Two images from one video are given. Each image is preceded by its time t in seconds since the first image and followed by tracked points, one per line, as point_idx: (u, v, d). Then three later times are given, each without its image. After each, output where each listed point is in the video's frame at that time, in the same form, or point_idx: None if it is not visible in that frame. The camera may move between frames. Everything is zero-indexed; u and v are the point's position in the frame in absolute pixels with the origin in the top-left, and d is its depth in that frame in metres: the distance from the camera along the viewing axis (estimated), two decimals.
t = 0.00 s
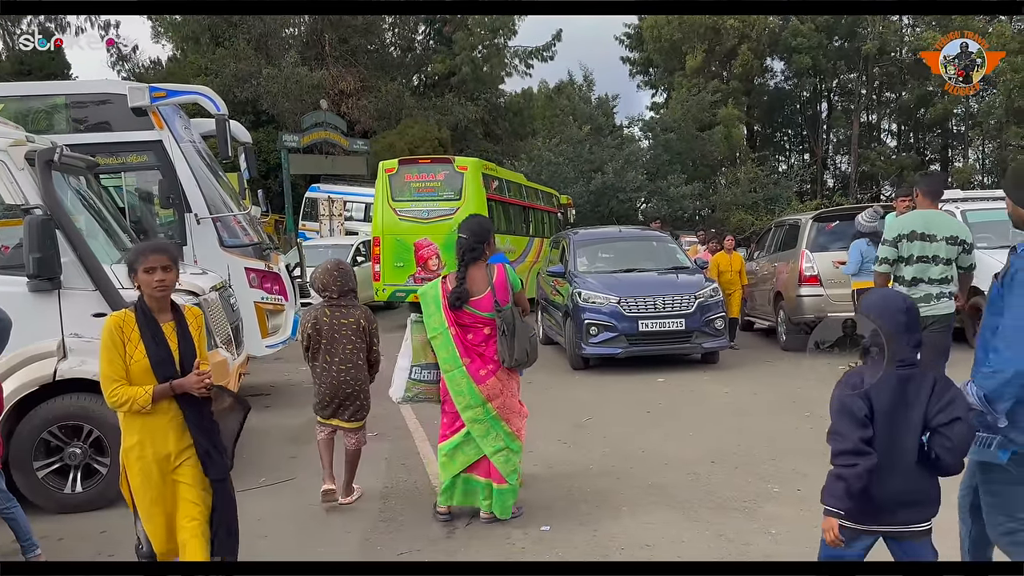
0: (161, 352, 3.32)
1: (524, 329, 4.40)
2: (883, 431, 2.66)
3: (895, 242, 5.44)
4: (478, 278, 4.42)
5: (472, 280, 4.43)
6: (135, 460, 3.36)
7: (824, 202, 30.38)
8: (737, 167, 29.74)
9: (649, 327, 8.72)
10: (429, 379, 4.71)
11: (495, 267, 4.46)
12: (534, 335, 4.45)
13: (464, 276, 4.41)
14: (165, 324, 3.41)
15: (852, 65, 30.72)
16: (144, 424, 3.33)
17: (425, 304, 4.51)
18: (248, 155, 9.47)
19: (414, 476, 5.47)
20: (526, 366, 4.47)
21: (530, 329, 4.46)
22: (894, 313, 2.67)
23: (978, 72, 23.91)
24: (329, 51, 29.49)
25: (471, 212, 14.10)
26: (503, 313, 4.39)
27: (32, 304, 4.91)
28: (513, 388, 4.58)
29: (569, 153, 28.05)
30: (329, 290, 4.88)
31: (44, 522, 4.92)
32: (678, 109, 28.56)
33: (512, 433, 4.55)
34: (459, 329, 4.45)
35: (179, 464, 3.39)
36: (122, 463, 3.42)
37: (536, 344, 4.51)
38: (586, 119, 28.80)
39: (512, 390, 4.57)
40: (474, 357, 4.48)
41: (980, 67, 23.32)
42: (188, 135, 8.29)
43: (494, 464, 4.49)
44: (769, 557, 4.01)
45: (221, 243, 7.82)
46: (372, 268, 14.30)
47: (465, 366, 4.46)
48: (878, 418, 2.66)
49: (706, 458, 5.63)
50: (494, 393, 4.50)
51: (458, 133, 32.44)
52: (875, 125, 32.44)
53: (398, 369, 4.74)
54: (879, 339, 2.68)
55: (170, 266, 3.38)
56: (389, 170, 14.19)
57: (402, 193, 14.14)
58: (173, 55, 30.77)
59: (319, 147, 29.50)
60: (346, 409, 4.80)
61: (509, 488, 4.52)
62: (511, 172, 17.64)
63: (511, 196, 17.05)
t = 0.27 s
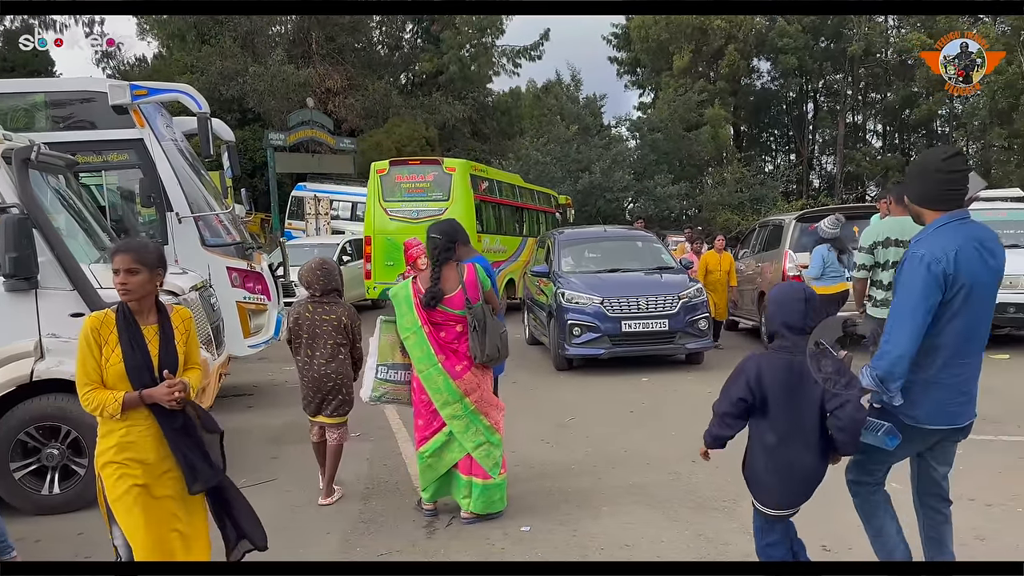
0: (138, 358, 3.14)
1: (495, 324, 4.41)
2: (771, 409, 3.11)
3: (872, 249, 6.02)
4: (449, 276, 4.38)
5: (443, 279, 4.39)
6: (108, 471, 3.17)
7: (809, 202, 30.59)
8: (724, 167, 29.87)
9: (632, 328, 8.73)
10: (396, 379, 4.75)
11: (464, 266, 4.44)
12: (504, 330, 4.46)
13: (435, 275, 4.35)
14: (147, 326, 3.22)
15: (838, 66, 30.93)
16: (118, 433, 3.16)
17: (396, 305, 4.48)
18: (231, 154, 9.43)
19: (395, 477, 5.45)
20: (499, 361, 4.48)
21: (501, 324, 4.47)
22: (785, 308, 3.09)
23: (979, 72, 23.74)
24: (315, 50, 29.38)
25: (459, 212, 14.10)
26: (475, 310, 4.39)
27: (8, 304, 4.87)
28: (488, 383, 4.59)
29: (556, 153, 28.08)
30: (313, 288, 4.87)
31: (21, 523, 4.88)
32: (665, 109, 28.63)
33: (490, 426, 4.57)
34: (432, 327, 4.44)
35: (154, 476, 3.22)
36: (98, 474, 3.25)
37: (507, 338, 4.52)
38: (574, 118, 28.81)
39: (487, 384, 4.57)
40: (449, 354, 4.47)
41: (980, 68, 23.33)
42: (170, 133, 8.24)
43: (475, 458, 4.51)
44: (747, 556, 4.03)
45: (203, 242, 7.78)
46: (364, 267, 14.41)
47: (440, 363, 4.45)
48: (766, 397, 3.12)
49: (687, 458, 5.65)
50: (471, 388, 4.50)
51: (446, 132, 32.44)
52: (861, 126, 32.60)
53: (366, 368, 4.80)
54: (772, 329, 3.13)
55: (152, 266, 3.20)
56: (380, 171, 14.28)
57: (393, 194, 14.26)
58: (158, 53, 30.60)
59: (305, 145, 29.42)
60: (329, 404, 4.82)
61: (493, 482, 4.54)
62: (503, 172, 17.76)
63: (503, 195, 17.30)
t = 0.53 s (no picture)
0: (114, 371, 3.03)
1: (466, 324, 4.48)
2: (702, 404, 3.34)
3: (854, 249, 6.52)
4: (422, 276, 4.41)
5: (416, 280, 4.40)
6: (87, 491, 3.06)
7: (794, 203, 30.80)
8: (710, 167, 30.00)
9: (617, 329, 8.75)
10: (366, 380, 4.64)
11: (435, 268, 4.49)
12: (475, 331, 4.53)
13: (408, 277, 4.36)
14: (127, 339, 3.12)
15: (823, 68, 31.08)
16: (95, 451, 3.06)
17: (367, 305, 4.47)
18: (215, 152, 9.36)
19: (378, 478, 5.42)
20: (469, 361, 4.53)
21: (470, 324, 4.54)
22: (714, 310, 3.32)
23: (980, 72, 22.08)
24: (301, 48, 29.22)
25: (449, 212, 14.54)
26: (449, 311, 4.44)
27: None
28: (458, 382, 4.65)
29: (543, 153, 28.10)
30: (296, 288, 4.91)
31: None
32: (651, 110, 28.67)
33: (460, 423, 4.64)
34: (406, 328, 4.44)
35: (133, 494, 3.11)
36: (76, 495, 3.13)
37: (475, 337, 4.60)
38: (561, 119, 28.84)
39: (457, 383, 4.62)
40: (422, 354, 4.49)
41: (982, 68, 21.52)
42: (152, 131, 8.16)
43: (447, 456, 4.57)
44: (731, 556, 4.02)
45: (186, 241, 7.72)
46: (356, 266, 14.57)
47: (415, 364, 4.46)
48: (696, 393, 3.35)
49: (672, 457, 5.66)
50: (444, 387, 4.55)
51: (433, 131, 32.40)
52: (846, 127, 32.69)
53: (334, 371, 4.65)
54: (701, 331, 3.38)
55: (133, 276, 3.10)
56: (373, 173, 14.69)
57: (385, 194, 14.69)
58: (143, 51, 30.40)
59: (291, 144, 29.29)
60: (311, 401, 4.86)
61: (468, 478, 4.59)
62: (499, 175, 18.03)
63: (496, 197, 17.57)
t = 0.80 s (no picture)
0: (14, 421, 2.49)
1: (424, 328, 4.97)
2: (526, 382, 3.92)
3: (811, 250, 7.01)
4: (389, 283, 4.85)
5: (384, 287, 4.83)
6: None
7: (755, 209, 31.26)
8: (673, 173, 30.33)
9: (584, 336, 8.70)
10: (326, 382, 4.94)
11: (398, 276, 4.94)
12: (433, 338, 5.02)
13: (376, 283, 4.76)
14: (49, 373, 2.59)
15: (784, 75, 30.78)
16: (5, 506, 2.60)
17: (334, 309, 4.77)
18: (176, 158, 9.19)
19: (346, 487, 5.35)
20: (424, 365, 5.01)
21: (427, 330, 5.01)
22: (534, 303, 3.92)
23: (983, 72, 21.38)
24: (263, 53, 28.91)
25: (429, 222, 15.92)
26: (413, 316, 4.93)
27: None
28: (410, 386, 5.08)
29: (508, 160, 28.22)
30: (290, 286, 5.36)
31: None
32: (616, 116, 28.87)
33: (404, 423, 5.01)
34: (374, 330, 4.82)
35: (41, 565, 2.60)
36: None
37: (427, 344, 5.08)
38: (526, 125, 29.04)
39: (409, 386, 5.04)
40: (386, 356, 4.89)
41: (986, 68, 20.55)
42: (112, 137, 8.00)
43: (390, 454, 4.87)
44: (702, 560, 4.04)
45: (147, 249, 7.57)
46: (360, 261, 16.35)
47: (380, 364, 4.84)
48: (520, 371, 3.94)
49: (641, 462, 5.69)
50: (400, 388, 4.96)
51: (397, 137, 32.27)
52: (805, 133, 33.26)
53: (296, 372, 4.91)
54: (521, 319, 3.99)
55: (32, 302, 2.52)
56: (371, 184, 16.76)
57: (380, 204, 16.58)
58: (100, 55, 29.84)
59: (253, 150, 28.94)
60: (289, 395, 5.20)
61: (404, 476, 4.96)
62: (492, 185, 18.73)
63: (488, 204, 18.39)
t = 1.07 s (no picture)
0: None
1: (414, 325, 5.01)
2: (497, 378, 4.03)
3: (793, 251, 7.22)
4: (379, 283, 4.84)
5: (374, 286, 4.83)
6: None
7: (749, 209, 31.33)
8: (668, 173, 30.38)
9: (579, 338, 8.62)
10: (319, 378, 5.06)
11: (389, 276, 4.94)
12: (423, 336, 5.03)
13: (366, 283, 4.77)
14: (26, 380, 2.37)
15: (777, 77, 31.83)
16: None
17: (324, 307, 4.82)
18: (170, 159, 9.16)
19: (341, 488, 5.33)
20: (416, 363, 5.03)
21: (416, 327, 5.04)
22: (507, 305, 4.03)
23: (981, 73, 21.98)
24: (257, 53, 28.88)
25: (433, 223, 15.97)
26: (402, 316, 4.94)
27: None
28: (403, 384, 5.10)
29: (504, 160, 28.30)
30: (272, 288, 5.36)
31: None
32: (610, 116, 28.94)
33: (400, 422, 5.03)
34: (363, 329, 4.86)
35: None
36: None
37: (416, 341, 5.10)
38: (520, 125, 28.67)
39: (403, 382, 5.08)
40: (377, 356, 4.91)
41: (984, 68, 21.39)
42: (105, 137, 7.98)
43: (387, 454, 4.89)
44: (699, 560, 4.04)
45: (141, 250, 7.56)
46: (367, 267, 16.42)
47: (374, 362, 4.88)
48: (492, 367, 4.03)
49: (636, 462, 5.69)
50: (392, 387, 4.97)
51: (391, 138, 32.24)
52: (799, 134, 33.37)
53: (289, 369, 5.02)
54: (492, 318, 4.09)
55: None
56: (376, 186, 16.76)
57: (384, 205, 16.65)
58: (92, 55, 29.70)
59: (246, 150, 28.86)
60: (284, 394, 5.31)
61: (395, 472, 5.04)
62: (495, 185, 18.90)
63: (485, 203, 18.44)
